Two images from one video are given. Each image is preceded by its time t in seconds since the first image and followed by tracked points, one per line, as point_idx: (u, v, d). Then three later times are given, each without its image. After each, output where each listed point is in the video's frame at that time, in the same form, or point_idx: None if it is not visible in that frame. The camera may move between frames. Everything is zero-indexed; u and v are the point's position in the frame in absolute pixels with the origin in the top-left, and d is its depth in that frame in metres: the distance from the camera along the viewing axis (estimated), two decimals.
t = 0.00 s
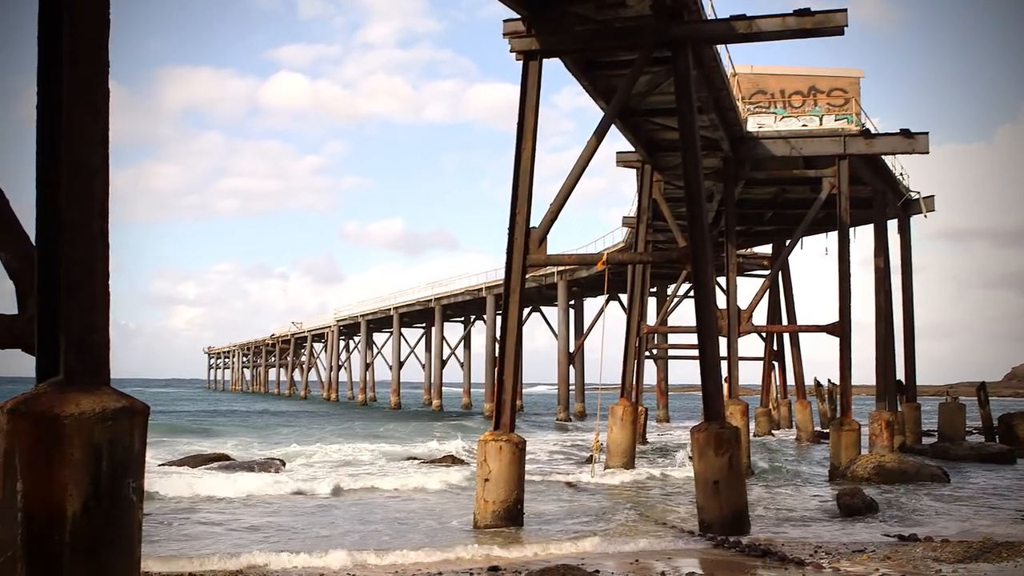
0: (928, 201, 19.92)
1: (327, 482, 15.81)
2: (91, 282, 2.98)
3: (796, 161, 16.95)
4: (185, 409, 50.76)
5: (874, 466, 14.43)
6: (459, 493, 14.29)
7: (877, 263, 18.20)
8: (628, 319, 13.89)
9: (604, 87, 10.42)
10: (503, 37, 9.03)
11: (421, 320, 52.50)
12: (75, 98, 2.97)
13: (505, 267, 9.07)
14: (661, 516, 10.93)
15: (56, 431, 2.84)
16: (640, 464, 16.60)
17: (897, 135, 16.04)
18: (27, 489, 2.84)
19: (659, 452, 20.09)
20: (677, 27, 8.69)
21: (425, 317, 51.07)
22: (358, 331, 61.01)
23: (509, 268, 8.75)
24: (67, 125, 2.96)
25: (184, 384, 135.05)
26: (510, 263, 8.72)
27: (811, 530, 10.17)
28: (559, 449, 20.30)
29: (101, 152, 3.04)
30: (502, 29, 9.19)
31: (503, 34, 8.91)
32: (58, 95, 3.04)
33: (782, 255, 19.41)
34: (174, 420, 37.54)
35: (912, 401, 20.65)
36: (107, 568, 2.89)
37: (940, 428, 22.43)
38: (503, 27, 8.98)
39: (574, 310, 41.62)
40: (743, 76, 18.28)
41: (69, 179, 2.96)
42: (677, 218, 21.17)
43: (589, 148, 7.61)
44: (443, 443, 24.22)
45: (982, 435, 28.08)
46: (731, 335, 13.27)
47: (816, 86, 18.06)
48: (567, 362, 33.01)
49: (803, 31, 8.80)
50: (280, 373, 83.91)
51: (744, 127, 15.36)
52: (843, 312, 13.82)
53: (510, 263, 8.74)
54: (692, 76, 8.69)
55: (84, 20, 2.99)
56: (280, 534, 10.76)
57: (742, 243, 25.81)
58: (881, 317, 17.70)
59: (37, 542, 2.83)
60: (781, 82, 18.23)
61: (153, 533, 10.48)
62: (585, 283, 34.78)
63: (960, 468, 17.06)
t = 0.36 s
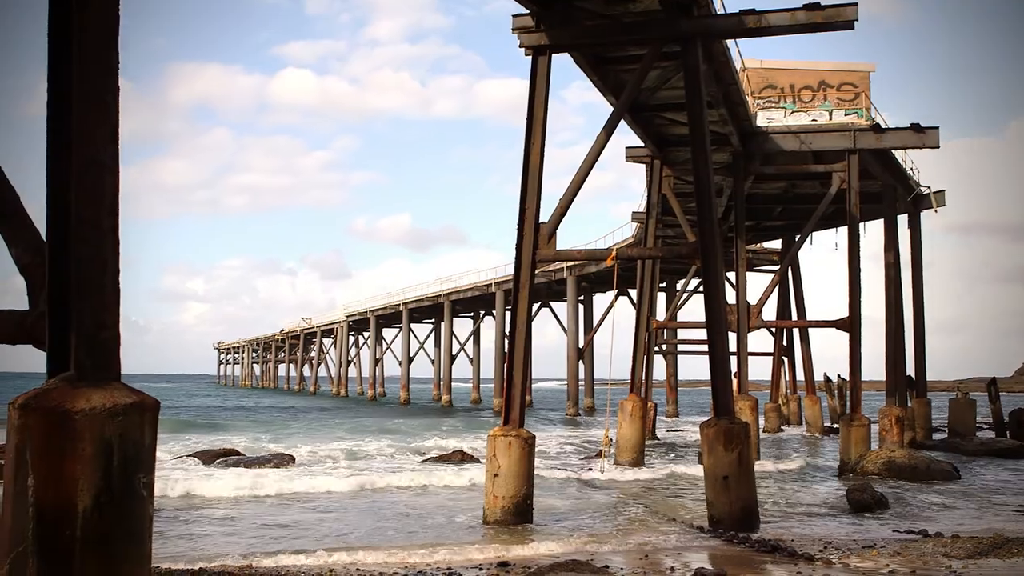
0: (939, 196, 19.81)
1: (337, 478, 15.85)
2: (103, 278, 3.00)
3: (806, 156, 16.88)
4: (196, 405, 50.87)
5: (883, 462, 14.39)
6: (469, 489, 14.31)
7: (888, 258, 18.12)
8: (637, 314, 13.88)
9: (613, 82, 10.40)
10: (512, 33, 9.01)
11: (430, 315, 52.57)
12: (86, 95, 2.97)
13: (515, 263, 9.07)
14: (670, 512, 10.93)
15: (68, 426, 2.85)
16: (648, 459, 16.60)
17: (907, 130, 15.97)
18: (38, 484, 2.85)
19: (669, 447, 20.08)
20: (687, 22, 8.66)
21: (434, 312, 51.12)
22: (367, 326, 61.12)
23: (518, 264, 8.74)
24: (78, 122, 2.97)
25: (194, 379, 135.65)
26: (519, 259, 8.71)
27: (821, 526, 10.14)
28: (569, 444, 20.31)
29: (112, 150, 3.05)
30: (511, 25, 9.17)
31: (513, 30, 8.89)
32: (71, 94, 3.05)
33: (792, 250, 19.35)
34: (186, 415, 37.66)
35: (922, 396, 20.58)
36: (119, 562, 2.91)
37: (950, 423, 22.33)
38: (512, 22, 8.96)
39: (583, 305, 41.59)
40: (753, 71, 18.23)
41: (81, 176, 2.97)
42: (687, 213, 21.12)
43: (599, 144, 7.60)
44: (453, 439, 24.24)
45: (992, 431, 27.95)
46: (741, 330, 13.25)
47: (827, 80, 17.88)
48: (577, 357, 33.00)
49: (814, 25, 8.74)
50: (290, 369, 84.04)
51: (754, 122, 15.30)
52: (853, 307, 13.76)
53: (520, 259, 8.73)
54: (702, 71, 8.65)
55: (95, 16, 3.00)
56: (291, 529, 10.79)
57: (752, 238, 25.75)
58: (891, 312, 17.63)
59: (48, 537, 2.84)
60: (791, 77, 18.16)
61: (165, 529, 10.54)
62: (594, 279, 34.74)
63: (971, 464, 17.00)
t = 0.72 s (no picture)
0: (949, 191, 19.71)
1: (347, 474, 15.89)
2: (114, 274, 3.01)
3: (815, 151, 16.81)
4: (206, 400, 51.04)
5: (893, 457, 14.35)
6: (477, 485, 14.31)
7: (898, 254, 18.03)
8: (646, 310, 13.85)
9: (622, 77, 10.39)
10: (521, 29, 8.99)
11: (439, 311, 52.61)
12: (95, 94, 2.99)
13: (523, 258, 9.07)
14: (679, 508, 10.92)
15: (78, 423, 2.86)
16: (657, 455, 16.57)
17: (917, 125, 15.91)
18: (48, 481, 2.85)
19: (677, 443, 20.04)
20: (697, 18, 8.63)
21: (443, 308, 51.13)
22: (376, 322, 61.20)
23: (528, 259, 8.74)
24: (87, 120, 2.98)
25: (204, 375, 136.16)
26: (528, 255, 8.71)
27: (830, 522, 10.12)
28: (578, 440, 20.31)
29: (121, 145, 3.06)
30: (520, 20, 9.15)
31: (521, 25, 8.88)
32: (79, 92, 3.06)
33: (801, 245, 19.27)
34: (196, 411, 37.79)
35: (932, 392, 20.49)
36: (130, 558, 2.93)
37: (960, 419, 22.22)
38: (521, 18, 8.94)
39: (592, 301, 41.54)
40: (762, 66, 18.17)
41: (89, 172, 2.98)
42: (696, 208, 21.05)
43: (607, 140, 7.59)
44: (462, 434, 24.26)
45: (1003, 427, 27.82)
46: (751, 326, 13.22)
47: (836, 75, 17.92)
48: (586, 353, 32.98)
49: (824, 20, 8.70)
50: (299, 364, 84.22)
51: (764, 117, 15.24)
52: (863, 303, 13.69)
53: (529, 254, 8.72)
54: (711, 67, 8.63)
55: (102, 12, 3.00)
56: (300, 525, 10.82)
57: (761, 233, 25.67)
58: (901, 308, 17.56)
59: (59, 532, 2.85)
60: (801, 72, 18.08)
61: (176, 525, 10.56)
62: (603, 274, 34.70)
63: (981, 460, 16.92)
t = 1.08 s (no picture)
0: (956, 187, 19.64)
1: (353, 470, 15.90)
2: (121, 271, 3.02)
3: (822, 148, 16.75)
4: (213, 397, 51.16)
5: (900, 455, 14.30)
6: (483, 482, 14.31)
7: (905, 251, 17.96)
8: (652, 307, 13.83)
9: (628, 74, 10.36)
10: (527, 25, 8.98)
11: (445, 308, 52.62)
12: (102, 91, 2.99)
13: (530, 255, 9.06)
14: (686, 505, 10.90)
15: (85, 419, 2.87)
16: (664, 452, 16.55)
17: (924, 122, 15.77)
18: (57, 477, 2.86)
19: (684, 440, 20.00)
20: (703, 13, 8.60)
21: (449, 305, 51.14)
22: (383, 319, 61.25)
23: (534, 256, 8.73)
24: (93, 118, 2.98)
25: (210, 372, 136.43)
26: (534, 251, 8.70)
27: (837, 519, 10.10)
28: (584, 437, 20.29)
29: (128, 142, 3.06)
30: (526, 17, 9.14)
31: (527, 22, 8.86)
32: (85, 90, 3.06)
33: (808, 242, 19.22)
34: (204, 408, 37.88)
35: (939, 389, 20.42)
36: (137, 554, 2.94)
37: (968, 416, 22.15)
38: (527, 15, 8.93)
39: (598, 298, 41.49)
40: (769, 63, 18.13)
41: (96, 169, 2.99)
42: (703, 204, 21.00)
43: (614, 137, 7.57)
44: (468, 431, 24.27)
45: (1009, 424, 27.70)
46: (757, 323, 13.19)
47: (843, 72, 17.87)
48: (592, 350, 32.95)
49: (830, 16, 8.66)
50: (306, 361, 84.34)
51: (770, 113, 15.19)
52: (870, 299, 13.64)
53: (535, 251, 8.71)
54: (717, 63, 8.61)
55: (108, 10, 3.00)
56: (307, 522, 10.84)
57: (768, 230, 25.61)
58: (908, 304, 17.49)
59: (67, 527, 2.86)
60: (807, 68, 18.03)
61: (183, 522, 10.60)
62: (610, 271, 34.64)
63: (989, 457, 16.86)
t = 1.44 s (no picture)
0: (961, 185, 19.58)
1: (358, 468, 15.91)
2: (126, 270, 3.03)
3: (827, 146, 16.73)
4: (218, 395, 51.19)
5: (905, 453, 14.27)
6: (487, 479, 14.32)
7: (910, 248, 17.92)
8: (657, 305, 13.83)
9: (633, 72, 10.36)
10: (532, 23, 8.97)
11: (450, 306, 52.65)
12: (107, 91, 3.00)
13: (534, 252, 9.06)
14: (690, 503, 10.90)
15: (91, 417, 2.88)
16: (668, 451, 16.54)
17: (929, 120, 15.80)
18: (62, 474, 2.87)
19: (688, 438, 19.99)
20: (708, 11, 8.61)
21: (454, 303, 51.13)
22: (387, 317, 61.28)
23: (538, 253, 8.73)
24: (98, 119, 2.99)
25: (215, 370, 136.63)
26: (539, 249, 8.71)
27: (842, 517, 10.08)
28: (588, 435, 20.28)
29: (132, 141, 3.07)
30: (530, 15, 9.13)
31: (532, 20, 8.86)
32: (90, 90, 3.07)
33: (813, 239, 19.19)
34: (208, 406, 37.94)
35: (944, 387, 20.35)
36: (141, 551, 2.95)
37: (973, 414, 22.10)
38: (532, 13, 8.92)
39: (603, 296, 41.46)
40: (773, 60, 18.12)
41: (101, 168, 3.00)
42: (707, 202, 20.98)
43: (618, 134, 7.56)
44: (472, 429, 24.27)
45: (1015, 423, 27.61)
46: (762, 321, 13.18)
47: (848, 69, 17.81)
48: (597, 348, 32.93)
49: (835, 13, 8.63)
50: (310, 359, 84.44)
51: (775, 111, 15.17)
52: (874, 297, 13.61)
53: (539, 248, 8.71)
54: (722, 60, 8.61)
55: (113, 9, 3.00)
56: (312, 519, 10.86)
57: (772, 228, 25.56)
58: (913, 302, 17.45)
59: (73, 525, 2.87)
60: (812, 66, 17.99)
61: (188, 520, 10.61)
62: (614, 269, 34.62)
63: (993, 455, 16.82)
